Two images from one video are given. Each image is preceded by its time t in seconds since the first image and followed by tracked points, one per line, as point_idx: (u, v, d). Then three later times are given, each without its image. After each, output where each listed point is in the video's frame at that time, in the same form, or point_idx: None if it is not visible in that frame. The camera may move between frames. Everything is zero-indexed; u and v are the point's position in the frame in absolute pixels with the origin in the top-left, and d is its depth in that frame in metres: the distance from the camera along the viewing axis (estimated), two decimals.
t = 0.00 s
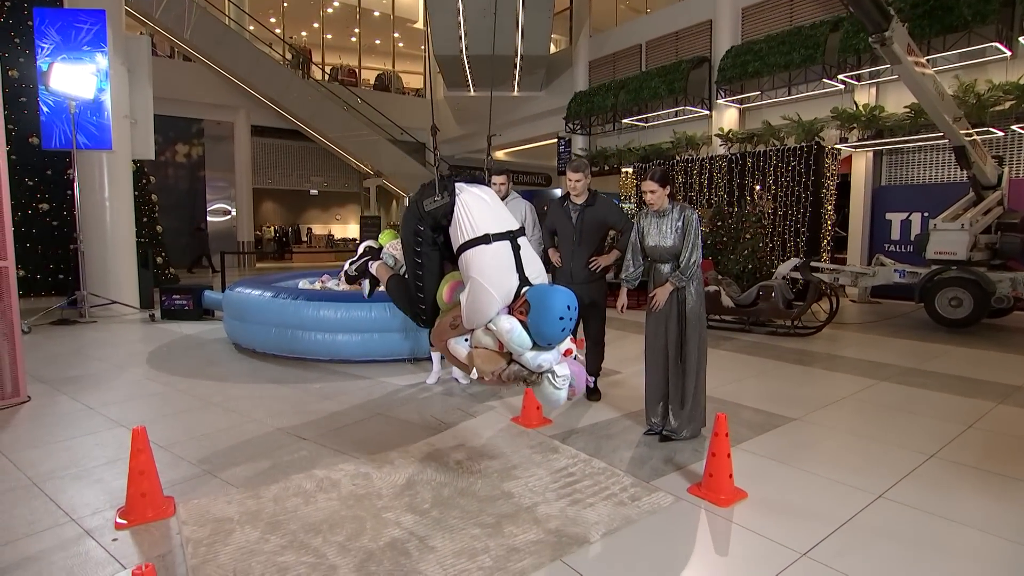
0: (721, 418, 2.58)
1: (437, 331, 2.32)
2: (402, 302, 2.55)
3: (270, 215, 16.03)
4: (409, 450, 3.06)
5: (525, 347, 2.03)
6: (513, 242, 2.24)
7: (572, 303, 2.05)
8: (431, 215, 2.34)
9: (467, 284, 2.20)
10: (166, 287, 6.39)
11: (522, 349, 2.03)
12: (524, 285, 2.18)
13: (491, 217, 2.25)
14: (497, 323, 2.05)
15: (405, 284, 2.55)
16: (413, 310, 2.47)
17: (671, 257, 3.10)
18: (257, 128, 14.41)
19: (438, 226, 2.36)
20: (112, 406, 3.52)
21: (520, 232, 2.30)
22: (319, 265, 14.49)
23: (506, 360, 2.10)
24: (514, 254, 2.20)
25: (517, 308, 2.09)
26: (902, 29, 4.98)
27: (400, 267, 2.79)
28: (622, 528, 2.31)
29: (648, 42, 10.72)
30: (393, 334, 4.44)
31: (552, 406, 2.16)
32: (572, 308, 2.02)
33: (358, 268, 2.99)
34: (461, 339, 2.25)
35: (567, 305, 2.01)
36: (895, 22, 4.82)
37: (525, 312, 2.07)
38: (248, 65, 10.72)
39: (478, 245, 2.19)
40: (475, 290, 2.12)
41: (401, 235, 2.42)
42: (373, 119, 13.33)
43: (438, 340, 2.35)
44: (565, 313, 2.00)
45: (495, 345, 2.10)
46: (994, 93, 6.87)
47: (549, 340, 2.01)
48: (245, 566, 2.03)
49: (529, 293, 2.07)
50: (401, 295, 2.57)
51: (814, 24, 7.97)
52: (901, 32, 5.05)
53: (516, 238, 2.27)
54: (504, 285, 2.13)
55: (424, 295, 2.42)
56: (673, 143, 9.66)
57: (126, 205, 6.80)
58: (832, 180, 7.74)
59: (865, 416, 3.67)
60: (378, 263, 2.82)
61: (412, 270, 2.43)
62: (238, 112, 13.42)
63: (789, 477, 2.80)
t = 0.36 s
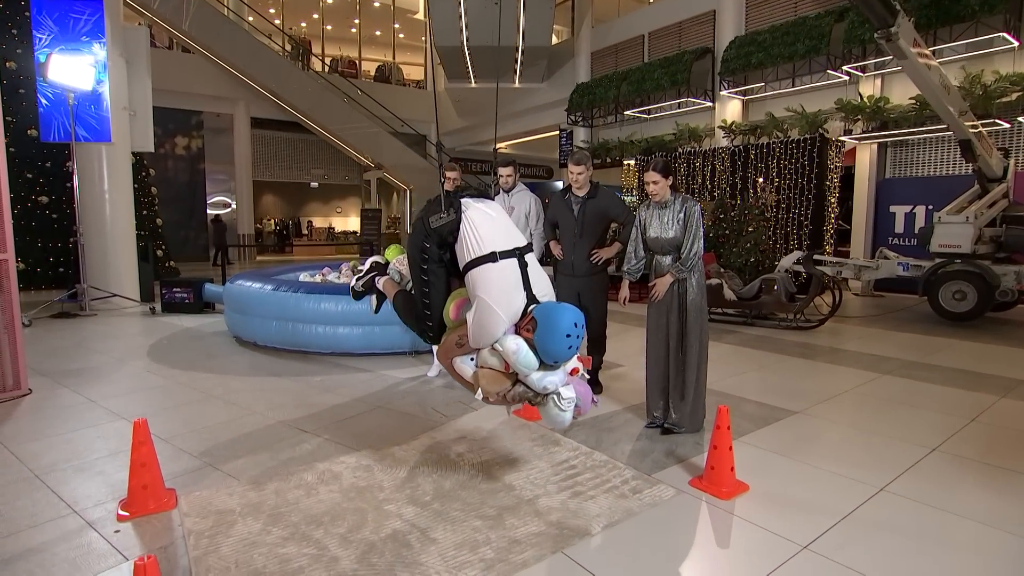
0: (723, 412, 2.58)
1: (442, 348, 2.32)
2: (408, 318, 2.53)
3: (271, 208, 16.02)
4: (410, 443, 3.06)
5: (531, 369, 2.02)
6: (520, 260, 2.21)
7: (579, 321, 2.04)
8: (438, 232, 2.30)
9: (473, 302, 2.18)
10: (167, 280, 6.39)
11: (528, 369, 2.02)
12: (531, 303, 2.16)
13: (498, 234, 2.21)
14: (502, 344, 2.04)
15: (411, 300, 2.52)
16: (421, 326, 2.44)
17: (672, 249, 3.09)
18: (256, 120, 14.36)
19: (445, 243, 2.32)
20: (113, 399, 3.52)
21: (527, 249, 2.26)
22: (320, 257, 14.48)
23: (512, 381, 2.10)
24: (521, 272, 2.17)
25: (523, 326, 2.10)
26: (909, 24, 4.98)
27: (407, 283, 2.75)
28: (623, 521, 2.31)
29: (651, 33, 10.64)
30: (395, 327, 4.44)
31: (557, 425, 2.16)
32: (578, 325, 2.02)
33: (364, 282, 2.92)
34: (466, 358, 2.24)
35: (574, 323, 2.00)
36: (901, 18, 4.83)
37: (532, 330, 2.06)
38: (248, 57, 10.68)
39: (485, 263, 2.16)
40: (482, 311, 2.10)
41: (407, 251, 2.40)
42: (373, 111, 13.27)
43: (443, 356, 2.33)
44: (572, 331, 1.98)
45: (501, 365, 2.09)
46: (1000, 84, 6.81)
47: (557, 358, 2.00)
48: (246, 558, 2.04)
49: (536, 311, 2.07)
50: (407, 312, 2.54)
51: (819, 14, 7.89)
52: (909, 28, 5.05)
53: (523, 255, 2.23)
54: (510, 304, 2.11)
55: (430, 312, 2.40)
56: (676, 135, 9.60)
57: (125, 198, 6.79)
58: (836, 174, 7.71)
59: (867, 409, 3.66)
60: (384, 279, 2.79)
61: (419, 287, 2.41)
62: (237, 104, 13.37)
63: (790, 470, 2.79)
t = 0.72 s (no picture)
0: (723, 404, 2.57)
1: (441, 357, 2.27)
2: (408, 324, 2.53)
3: (270, 200, 15.99)
4: (411, 435, 3.06)
5: (531, 381, 1.94)
6: (521, 265, 2.19)
7: (584, 324, 1.97)
8: (437, 238, 2.30)
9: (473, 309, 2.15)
10: (165, 273, 6.38)
11: (529, 382, 1.94)
12: (533, 308, 2.13)
13: (498, 239, 2.22)
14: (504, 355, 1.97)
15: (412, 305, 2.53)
16: (421, 332, 2.45)
17: (672, 241, 3.07)
18: (255, 112, 14.30)
19: (445, 248, 2.32)
20: (113, 392, 3.53)
21: (528, 254, 2.26)
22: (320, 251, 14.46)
23: (511, 399, 2.04)
24: (523, 277, 2.15)
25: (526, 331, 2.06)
26: (913, 18, 4.96)
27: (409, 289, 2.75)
28: (623, 514, 2.31)
29: (652, 24, 10.56)
30: (394, 320, 4.45)
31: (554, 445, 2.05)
32: (583, 329, 1.95)
33: (365, 289, 2.88)
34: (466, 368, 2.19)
35: (578, 326, 1.93)
36: (905, 13, 4.82)
37: (534, 335, 2.02)
38: (246, 49, 10.63)
39: (484, 268, 2.16)
40: (483, 318, 2.08)
41: (408, 255, 2.42)
42: (373, 103, 13.22)
43: (442, 367, 2.29)
44: (576, 335, 1.92)
45: (501, 378, 2.03)
46: (1005, 75, 6.76)
47: (561, 363, 1.93)
48: (247, 550, 2.04)
49: (539, 316, 2.02)
50: (407, 318, 2.55)
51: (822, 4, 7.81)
52: (913, 22, 5.03)
53: (524, 259, 2.22)
54: (511, 310, 2.08)
55: (431, 318, 2.40)
56: (677, 127, 9.55)
57: (123, 190, 6.78)
58: (839, 168, 7.69)
59: (869, 402, 3.65)
60: (386, 284, 2.78)
61: (419, 292, 2.42)
62: (235, 96, 13.31)
63: (790, 463, 2.79)
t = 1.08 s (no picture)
0: (724, 400, 2.57)
1: (428, 385, 2.10)
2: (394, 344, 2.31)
3: (269, 196, 15.96)
4: (411, 432, 3.05)
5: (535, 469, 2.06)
6: (515, 285, 2.11)
7: (582, 341, 1.95)
8: (432, 257, 2.14)
9: (468, 333, 2.09)
10: (164, 269, 6.36)
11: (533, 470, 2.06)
12: (530, 327, 2.08)
13: (492, 259, 2.12)
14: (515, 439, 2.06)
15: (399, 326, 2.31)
16: (411, 354, 2.23)
17: (672, 236, 3.05)
18: (254, 107, 14.25)
19: (440, 268, 2.16)
20: (111, 388, 3.52)
21: (522, 272, 2.17)
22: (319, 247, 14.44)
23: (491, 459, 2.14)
24: (518, 297, 2.08)
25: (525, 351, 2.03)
26: (915, 18, 4.96)
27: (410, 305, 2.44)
28: (623, 509, 2.30)
29: (653, 19, 10.51)
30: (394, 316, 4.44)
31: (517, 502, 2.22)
32: (582, 346, 1.93)
33: (363, 304, 2.55)
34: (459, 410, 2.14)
35: (577, 343, 1.91)
36: (907, 14, 4.84)
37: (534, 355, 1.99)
38: (244, 43, 10.60)
39: (478, 290, 2.08)
40: (480, 341, 2.02)
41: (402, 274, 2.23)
42: (372, 98, 13.17)
43: (426, 396, 2.09)
44: (575, 353, 1.90)
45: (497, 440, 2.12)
46: (1007, 70, 6.74)
47: (562, 382, 1.91)
48: (246, 545, 2.03)
49: (537, 335, 1.99)
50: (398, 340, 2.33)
51: None
52: (916, 21, 5.03)
53: (519, 278, 2.14)
54: (508, 330, 2.03)
55: (423, 340, 2.20)
56: (678, 122, 9.52)
57: (121, 185, 6.75)
58: (840, 162, 7.70)
59: (870, 398, 3.65)
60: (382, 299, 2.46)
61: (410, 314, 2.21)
62: (233, 90, 13.26)
63: (790, 458, 2.78)
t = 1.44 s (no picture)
0: (723, 399, 2.56)
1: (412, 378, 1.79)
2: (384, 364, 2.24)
3: (267, 194, 15.94)
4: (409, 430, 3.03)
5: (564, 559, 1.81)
6: (506, 302, 2.01)
7: (576, 357, 1.84)
8: (422, 277, 2.06)
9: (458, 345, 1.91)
10: (162, 268, 6.35)
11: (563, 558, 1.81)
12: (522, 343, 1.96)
13: (483, 277, 2.04)
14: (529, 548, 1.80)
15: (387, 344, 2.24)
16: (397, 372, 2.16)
17: (671, 234, 3.05)
18: (252, 105, 14.22)
19: (431, 288, 2.08)
20: (109, 386, 3.51)
21: (514, 289, 2.08)
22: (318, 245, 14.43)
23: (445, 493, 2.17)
24: (510, 312, 1.98)
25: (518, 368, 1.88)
26: (916, 19, 4.97)
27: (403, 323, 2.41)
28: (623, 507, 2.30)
29: (653, 15, 10.49)
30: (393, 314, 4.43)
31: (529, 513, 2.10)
32: (577, 362, 1.82)
33: (357, 319, 2.51)
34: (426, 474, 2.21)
35: (571, 359, 1.80)
36: (909, 15, 4.85)
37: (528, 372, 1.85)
38: (242, 40, 10.58)
39: (468, 306, 1.97)
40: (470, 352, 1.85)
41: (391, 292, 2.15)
42: (371, 96, 13.15)
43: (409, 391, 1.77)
44: (570, 369, 1.78)
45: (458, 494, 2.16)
46: (1009, 67, 6.72)
47: (556, 399, 1.78)
48: (245, 544, 2.02)
49: (530, 351, 1.86)
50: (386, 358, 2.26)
51: None
52: (917, 21, 5.03)
53: (510, 294, 2.05)
54: (500, 345, 1.89)
55: (409, 360, 2.12)
56: (678, 119, 9.49)
57: (118, 183, 6.74)
58: (840, 160, 7.67)
59: (871, 397, 3.64)
60: (377, 317, 2.44)
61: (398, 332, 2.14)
62: (231, 88, 13.23)
63: (791, 457, 2.78)
